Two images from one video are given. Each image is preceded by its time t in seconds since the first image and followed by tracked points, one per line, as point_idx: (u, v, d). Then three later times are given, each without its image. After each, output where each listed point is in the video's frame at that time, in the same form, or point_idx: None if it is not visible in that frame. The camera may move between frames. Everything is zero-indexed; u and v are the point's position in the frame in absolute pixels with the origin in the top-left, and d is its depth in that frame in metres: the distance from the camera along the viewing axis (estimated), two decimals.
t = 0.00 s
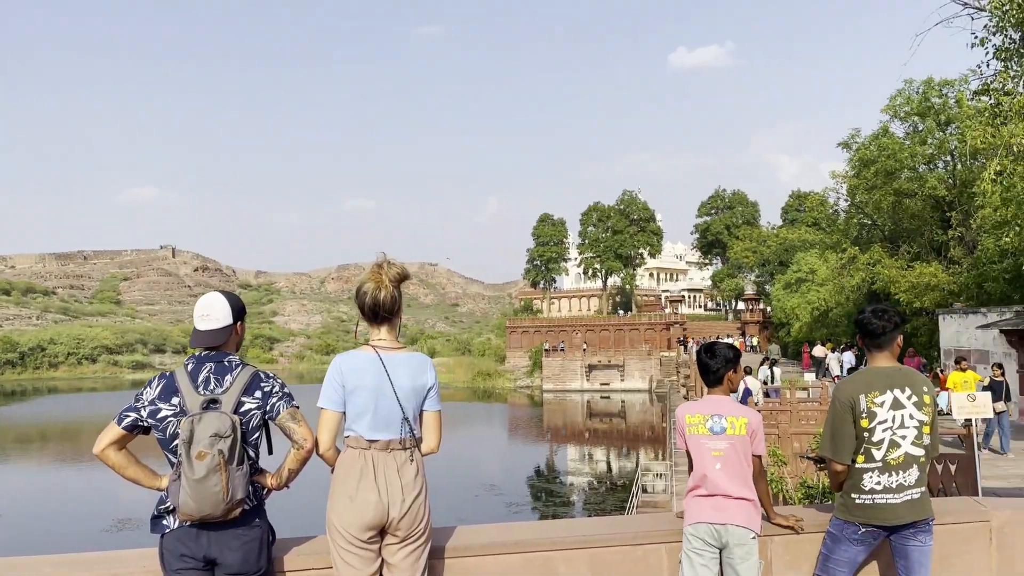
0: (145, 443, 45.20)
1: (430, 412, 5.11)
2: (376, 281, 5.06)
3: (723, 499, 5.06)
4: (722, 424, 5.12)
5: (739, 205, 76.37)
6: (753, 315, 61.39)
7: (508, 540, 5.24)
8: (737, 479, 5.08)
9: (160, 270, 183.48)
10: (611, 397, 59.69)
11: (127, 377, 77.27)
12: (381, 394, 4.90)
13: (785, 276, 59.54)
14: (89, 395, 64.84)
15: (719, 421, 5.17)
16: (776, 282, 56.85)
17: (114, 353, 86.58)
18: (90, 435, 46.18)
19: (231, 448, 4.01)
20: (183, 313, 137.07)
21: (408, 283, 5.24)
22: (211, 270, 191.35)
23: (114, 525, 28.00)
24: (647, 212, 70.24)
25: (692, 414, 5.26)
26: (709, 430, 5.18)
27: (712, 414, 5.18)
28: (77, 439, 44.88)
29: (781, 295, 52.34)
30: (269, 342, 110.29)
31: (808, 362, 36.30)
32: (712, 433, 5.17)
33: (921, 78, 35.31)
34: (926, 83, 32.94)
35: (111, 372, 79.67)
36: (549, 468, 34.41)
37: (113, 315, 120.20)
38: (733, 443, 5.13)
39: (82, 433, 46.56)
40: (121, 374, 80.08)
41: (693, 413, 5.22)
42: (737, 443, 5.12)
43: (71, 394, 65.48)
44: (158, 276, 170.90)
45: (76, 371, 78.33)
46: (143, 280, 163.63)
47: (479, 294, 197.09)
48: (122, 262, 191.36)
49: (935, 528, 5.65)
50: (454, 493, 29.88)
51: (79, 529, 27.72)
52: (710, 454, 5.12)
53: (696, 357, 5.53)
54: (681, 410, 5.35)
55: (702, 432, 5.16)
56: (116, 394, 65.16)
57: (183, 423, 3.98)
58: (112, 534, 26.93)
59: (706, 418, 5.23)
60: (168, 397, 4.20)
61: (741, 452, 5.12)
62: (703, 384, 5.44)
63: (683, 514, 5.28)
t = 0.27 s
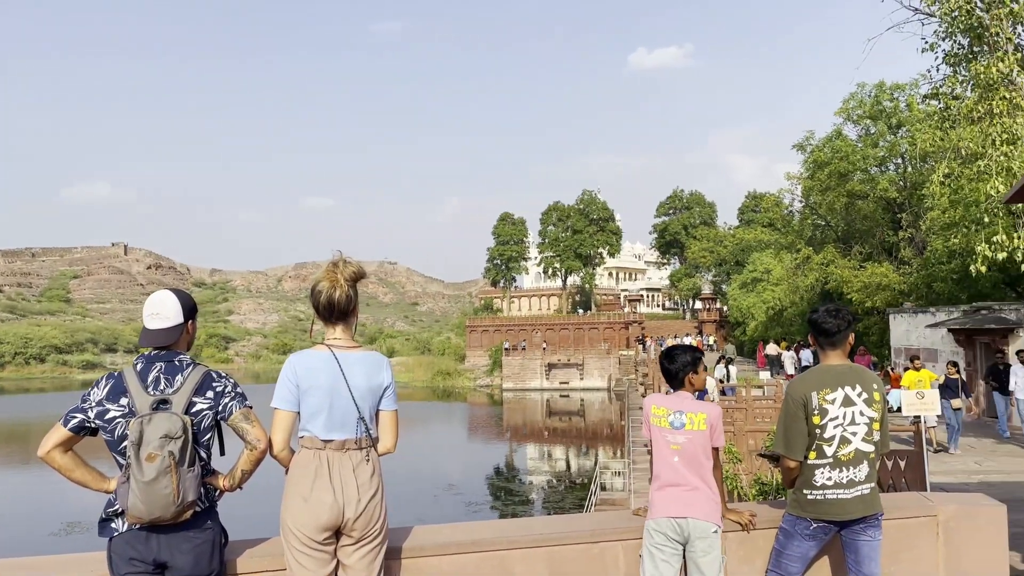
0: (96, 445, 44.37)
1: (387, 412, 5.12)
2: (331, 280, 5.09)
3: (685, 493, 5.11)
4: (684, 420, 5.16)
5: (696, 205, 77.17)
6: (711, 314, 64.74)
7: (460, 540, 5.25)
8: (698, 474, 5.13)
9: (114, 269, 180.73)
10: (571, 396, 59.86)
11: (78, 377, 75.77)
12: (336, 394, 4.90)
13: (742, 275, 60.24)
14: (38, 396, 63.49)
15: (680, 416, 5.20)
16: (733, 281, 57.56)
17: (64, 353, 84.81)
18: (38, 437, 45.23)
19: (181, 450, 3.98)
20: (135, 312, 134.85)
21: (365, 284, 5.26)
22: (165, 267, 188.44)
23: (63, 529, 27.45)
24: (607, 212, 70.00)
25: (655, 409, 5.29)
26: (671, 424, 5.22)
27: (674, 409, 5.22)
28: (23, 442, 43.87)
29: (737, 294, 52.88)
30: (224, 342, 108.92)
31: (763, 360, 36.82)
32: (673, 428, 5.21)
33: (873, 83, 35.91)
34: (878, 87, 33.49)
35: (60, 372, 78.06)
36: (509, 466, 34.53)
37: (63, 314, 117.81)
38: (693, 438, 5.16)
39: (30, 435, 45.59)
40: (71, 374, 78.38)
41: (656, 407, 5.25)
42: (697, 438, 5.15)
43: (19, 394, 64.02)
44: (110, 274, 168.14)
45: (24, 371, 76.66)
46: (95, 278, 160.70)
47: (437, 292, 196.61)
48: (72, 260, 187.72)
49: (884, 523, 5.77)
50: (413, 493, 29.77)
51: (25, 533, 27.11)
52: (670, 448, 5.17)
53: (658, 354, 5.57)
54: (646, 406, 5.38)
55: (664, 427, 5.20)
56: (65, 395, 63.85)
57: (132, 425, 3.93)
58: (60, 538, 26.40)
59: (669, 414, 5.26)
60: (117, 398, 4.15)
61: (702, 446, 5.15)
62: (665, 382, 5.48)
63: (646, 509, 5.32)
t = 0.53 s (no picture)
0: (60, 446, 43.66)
1: (356, 412, 5.09)
2: (299, 279, 5.07)
3: (661, 486, 5.16)
4: (660, 414, 5.21)
5: (666, 206, 77.72)
6: (680, 313, 65.54)
7: (427, 540, 5.23)
8: (673, 468, 5.17)
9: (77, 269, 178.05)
10: (541, 395, 59.95)
11: (40, 377, 74.50)
12: (304, 394, 4.87)
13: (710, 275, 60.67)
14: None
15: (655, 411, 5.26)
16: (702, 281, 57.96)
17: (25, 353, 83.30)
18: None
19: (151, 446, 3.95)
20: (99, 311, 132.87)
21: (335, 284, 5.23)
22: (129, 265, 185.92)
23: (24, 531, 26.98)
24: (577, 212, 70.04)
25: (630, 404, 5.34)
26: (647, 418, 5.26)
27: (649, 404, 5.27)
28: None
29: (706, 294, 53.29)
30: (190, 342, 107.70)
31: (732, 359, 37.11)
32: (648, 422, 5.26)
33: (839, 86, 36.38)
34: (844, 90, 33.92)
35: (22, 372, 76.62)
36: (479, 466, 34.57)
37: (24, 314, 115.63)
38: (668, 431, 5.22)
39: None
40: (33, 375, 77.07)
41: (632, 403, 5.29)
42: (672, 432, 5.21)
43: None
44: (74, 274, 165.60)
45: None
46: (57, 276, 158.09)
47: (406, 291, 195.97)
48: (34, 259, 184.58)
49: (849, 519, 5.85)
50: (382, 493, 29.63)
51: None
52: (645, 442, 5.22)
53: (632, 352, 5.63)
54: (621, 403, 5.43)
55: (639, 421, 5.25)
56: (27, 396, 62.75)
57: (95, 426, 3.87)
58: (22, 541, 25.95)
59: (644, 409, 5.31)
60: (80, 398, 4.09)
61: (677, 440, 5.22)
62: (640, 378, 5.53)
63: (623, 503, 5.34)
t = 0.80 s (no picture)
0: (34, 446, 43.17)
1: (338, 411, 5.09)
2: (279, 278, 5.05)
3: (640, 485, 5.18)
4: (636, 414, 5.24)
5: (646, 205, 77.98)
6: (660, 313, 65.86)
7: (407, 539, 5.23)
8: (651, 467, 5.19)
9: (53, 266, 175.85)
10: (521, 394, 59.98)
11: (14, 377, 73.59)
12: (284, 394, 4.84)
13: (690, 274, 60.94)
14: None
15: (633, 411, 5.27)
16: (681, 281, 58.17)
17: None
18: None
19: (127, 447, 3.92)
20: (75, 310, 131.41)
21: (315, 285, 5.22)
22: (105, 263, 183.80)
23: None
24: (558, 212, 70.04)
25: (609, 404, 5.36)
26: (625, 417, 5.28)
27: (627, 403, 5.28)
28: None
29: (686, 293, 53.50)
30: (166, 341, 106.68)
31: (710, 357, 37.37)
32: (626, 421, 5.28)
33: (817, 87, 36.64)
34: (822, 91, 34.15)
35: None
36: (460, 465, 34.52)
37: None
38: (646, 431, 5.25)
39: None
40: (7, 374, 76.13)
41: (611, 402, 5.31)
42: (650, 431, 5.24)
43: None
44: (48, 271, 163.57)
45: None
46: (31, 275, 156.02)
47: (385, 289, 195.23)
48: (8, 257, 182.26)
49: (826, 517, 5.92)
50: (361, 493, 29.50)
51: None
52: (623, 442, 5.24)
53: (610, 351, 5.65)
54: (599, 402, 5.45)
55: (618, 420, 5.27)
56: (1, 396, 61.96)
57: (70, 426, 3.85)
58: None
59: (622, 407, 5.33)
60: (54, 398, 4.06)
61: (655, 439, 5.25)
62: (618, 378, 5.56)
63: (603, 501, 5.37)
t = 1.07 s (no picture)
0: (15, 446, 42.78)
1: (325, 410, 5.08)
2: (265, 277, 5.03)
3: (618, 488, 5.22)
4: (618, 418, 5.24)
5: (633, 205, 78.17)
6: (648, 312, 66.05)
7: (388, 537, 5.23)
8: (631, 470, 5.22)
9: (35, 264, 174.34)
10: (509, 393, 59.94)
11: None
12: (271, 394, 4.83)
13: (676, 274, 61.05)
14: None
15: (614, 414, 5.27)
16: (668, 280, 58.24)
17: None
18: None
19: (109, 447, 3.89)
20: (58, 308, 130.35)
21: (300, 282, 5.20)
22: (88, 262, 182.51)
23: None
24: (546, 211, 70.10)
25: (589, 406, 5.35)
26: (605, 421, 5.28)
27: (608, 406, 5.28)
28: None
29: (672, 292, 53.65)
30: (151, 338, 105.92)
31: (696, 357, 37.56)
32: (607, 425, 5.28)
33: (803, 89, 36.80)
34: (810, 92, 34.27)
35: None
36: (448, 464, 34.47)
37: None
38: (626, 435, 5.25)
39: None
40: None
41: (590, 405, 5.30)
42: (631, 434, 5.24)
43: None
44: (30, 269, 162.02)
45: None
46: (14, 273, 154.67)
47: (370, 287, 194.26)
48: None
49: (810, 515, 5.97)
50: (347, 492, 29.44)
51: None
52: (604, 445, 5.24)
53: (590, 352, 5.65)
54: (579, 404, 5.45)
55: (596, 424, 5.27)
56: None
57: (52, 426, 3.82)
58: None
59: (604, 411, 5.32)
60: (37, 398, 4.03)
61: (634, 443, 5.24)
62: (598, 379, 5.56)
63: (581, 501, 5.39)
